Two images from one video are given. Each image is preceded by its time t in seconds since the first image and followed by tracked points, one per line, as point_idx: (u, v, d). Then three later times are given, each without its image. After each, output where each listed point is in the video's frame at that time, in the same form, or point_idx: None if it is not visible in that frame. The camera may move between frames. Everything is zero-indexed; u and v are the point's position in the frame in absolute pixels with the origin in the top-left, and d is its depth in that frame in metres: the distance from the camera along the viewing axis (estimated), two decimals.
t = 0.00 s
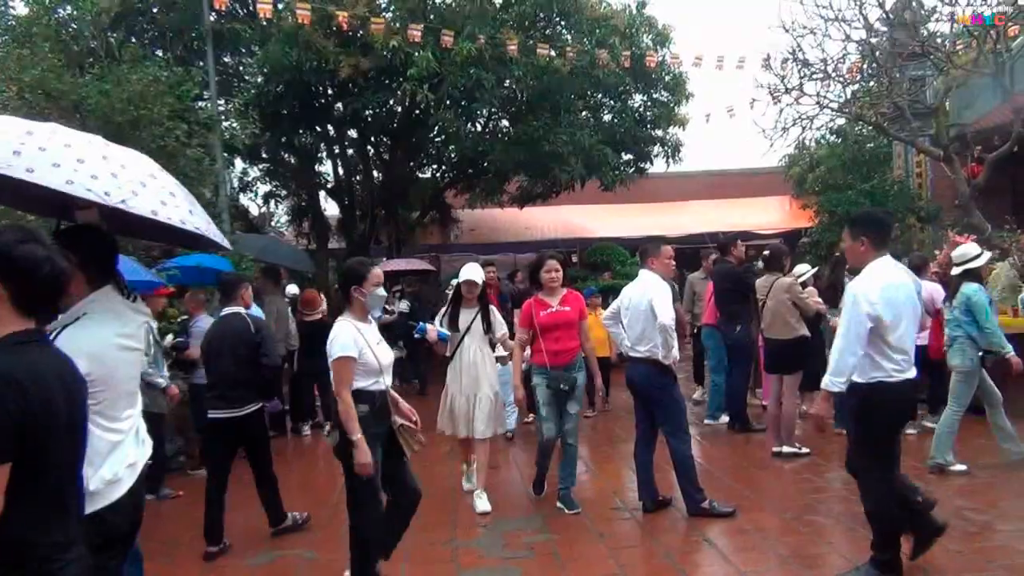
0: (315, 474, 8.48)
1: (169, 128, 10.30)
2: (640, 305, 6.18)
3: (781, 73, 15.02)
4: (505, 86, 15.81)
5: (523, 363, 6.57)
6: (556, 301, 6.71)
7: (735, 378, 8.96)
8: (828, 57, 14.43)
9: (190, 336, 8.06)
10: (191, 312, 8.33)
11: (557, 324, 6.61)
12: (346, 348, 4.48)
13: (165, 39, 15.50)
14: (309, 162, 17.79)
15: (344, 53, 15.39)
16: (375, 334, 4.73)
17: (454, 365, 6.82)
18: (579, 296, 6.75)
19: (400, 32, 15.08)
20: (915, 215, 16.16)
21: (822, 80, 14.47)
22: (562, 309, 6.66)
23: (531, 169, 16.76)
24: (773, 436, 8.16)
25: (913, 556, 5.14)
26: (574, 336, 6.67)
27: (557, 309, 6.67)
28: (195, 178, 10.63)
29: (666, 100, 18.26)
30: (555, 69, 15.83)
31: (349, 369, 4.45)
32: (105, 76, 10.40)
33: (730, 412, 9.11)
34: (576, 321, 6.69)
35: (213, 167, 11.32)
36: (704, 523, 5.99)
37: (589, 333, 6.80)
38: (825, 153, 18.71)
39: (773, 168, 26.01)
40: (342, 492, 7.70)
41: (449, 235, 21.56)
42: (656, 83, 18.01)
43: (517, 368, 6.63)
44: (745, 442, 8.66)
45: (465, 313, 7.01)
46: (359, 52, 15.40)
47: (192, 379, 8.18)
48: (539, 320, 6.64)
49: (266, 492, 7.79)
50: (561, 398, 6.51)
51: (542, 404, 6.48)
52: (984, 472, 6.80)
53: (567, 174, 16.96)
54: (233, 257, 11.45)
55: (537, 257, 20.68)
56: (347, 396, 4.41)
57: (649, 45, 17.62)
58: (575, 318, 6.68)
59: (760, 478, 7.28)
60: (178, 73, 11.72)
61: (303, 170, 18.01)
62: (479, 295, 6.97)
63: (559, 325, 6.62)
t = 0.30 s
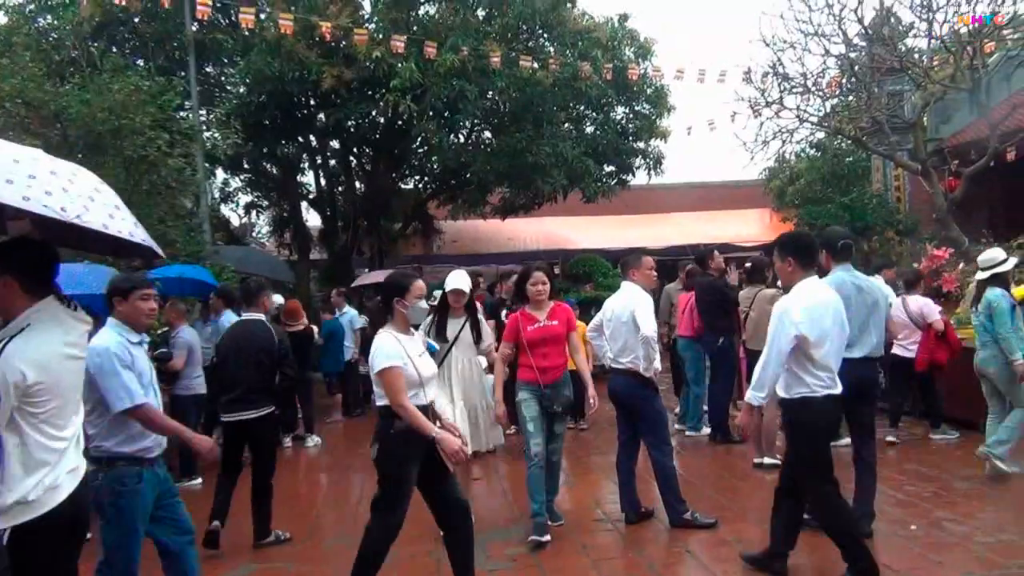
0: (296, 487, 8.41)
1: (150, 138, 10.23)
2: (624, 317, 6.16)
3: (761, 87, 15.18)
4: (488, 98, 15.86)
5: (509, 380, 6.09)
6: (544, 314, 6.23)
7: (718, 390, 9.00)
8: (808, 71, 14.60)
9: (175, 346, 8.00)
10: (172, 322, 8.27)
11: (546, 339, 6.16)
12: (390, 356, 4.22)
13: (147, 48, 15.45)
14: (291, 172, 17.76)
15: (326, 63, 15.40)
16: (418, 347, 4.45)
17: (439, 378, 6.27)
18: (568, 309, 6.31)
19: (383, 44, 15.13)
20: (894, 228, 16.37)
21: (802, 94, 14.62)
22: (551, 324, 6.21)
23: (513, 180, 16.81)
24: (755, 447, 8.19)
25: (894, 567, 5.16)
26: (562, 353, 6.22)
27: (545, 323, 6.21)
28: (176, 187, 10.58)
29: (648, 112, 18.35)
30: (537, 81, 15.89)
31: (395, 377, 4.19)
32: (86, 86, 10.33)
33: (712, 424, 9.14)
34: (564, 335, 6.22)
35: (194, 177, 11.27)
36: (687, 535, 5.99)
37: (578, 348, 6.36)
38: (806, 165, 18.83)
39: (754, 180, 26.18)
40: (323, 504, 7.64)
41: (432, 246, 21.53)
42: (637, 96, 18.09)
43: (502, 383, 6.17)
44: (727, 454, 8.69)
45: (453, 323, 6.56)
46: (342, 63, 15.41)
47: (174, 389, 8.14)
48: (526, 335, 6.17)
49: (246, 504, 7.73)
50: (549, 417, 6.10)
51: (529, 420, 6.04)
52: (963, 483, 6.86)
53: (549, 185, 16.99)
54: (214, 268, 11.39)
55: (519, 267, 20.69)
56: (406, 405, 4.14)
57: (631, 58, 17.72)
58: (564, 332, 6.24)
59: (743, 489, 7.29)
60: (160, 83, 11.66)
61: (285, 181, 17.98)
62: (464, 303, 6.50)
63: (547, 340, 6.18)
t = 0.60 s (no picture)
0: (279, 493, 8.37)
1: (135, 142, 10.17)
2: (608, 321, 6.20)
3: (745, 95, 15.29)
4: (474, 104, 15.88)
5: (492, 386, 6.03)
6: (528, 319, 6.17)
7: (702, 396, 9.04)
8: (791, 80, 14.71)
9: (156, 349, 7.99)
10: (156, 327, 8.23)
11: (529, 345, 6.09)
12: (421, 351, 4.44)
13: (131, 53, 15.40)
14: (276, 178, 17.74)
15: (312, 69, 15.39)
16: (455, 339, 4.70)
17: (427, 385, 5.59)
18: (553, 313, 6.23)
19: (369, 50, 15.17)
20: (876, 235, 16.52)
21: (785, 102, 14.73)
22: (535, 328, 6.14)
23: (498, 186, 16.83)
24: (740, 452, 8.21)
25: (877, 569, 5.19)
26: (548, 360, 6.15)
27: (530, 327, 6.14)
28: (161, 192, 10.54)
29: (633, 120, 18.42)
30: (522, 87, 15.94)
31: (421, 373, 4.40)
32: (70, 89, 10.27)
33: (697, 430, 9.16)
34: (549, 341, 6.18)
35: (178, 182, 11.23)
36: (671, 539, 6.01)
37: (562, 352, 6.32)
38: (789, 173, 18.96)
39: (739, 188, 26.31)
40: (308, 511, 7.60)
41: (417, 252, 21.51)
42: (622, 103, 18.15)
43: (487, 391, 6.08)
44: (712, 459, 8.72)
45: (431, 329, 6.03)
46: (327, 69, 15.42)
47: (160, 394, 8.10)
48: (509, 340, 6.11)
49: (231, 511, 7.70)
50: (532, 426, 6.02)
51: (513, 430, 6.01)
52: (945, 487, 6.92)
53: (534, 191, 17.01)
54: (199, 273, 11.34)
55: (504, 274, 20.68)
56: (418, 400, 4.36)
57: (616, 66, 17.79)
58: (548, 337, 6.18)
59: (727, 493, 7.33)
60: (144, 87, 11.61)
61: (270, 186, 17.94)
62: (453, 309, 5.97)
63: (532, 345, 6.10)
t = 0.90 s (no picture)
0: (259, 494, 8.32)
1: (116, 141, 10.07)
2: (591, 323, 6.24)
3: (727, 98, 15.37)
4: (457, 106, 15.86)
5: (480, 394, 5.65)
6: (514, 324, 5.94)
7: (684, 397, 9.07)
8: (772, 83, 14.80)
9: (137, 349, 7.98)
10: (136, 328, 8.18)
11: (516, 350, 5.88)
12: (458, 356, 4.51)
13: (111, 51, 15.29)
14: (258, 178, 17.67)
15: (294, 69, 15.33)
16: (500, 348, 4.74)
17: (405, 394, 5.57)
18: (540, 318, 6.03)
19: (352, 50, 15.14)
20: (857, 239, 16.66)
21: (767, 106, 14.82)
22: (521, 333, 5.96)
23: (482, 188, 16.80)
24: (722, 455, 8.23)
25: (855, 570, 5.22)
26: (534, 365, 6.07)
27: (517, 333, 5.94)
28: (141, 192, 10.44)
29: (616, 122, 18.46)
30: (506, 89, 15.94)
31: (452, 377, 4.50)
32: (49, 87, 10.17)
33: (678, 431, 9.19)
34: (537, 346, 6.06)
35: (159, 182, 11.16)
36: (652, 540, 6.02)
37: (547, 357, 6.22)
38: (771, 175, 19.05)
39: (722, 191, 26.41)
40: (288, 512, 7.56)
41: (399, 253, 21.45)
42: (606, 105, 18.16)
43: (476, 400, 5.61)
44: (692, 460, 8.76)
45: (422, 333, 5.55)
46: (310, 69, 15.35)
47: (140, 394, 7.97)
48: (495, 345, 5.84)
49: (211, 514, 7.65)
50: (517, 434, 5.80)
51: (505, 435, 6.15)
52: (923, 487, 6.98)
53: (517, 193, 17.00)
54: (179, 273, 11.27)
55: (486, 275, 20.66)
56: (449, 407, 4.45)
57: (600, 68, 17.81)
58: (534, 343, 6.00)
59: (708, 495, 7.35)
60: (125, 86, 11.52)
61: (252, 187, 17.86)
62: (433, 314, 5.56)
63: (520, 351, 5.97)
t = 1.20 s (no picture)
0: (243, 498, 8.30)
1: (99, 143, 10.00)
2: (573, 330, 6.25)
3: (712, 104, 15.46)
4: (443, 110, 15.87)
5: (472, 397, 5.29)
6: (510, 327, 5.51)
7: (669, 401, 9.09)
8: (757, 89, 14.88)
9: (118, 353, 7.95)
10: (118, 331, 8.15)
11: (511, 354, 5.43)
12: (516, 355, 4.52)
13: (95, 53, 15.23)
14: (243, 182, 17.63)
15: (279, 72, 15.28)
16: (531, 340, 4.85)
17: (398, 406, 5.44)
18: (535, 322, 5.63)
19: (338, 54, 15.13)
20: (840, 244, 16.79)
21: (751, 112, 14.90)
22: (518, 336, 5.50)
23: (468, 192, 16.82)
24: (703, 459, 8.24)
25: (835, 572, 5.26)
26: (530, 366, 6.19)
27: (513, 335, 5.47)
28: (124, 195, 10.39)
29: (601, 127, 18.50)
30: (491, 93, 15.96)
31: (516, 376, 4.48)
32: (32, 89, 10.11)
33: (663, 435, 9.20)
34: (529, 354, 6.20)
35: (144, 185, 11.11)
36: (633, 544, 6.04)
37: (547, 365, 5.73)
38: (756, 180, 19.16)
39: (708, 196, 26.52)
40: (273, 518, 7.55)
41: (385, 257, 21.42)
42: (591, 110, 18.21)
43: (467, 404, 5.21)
44: (677, 463, 8.79)
45: (411, 343, 5.48)
46: (295, 72, 15.32)
47: (121, 399, 7.97)
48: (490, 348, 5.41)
49: (194, 520, 7.62)
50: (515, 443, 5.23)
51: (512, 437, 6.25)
52: (902, 491, 7.04)
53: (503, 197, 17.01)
54: (162, 276, 11.23)
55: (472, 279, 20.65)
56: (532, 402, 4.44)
57: (586, 74, 17.84)
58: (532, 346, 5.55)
59: (692, 498, 7.37)
60: (109, 88, 11.47)
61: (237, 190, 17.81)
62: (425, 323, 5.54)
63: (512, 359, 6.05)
